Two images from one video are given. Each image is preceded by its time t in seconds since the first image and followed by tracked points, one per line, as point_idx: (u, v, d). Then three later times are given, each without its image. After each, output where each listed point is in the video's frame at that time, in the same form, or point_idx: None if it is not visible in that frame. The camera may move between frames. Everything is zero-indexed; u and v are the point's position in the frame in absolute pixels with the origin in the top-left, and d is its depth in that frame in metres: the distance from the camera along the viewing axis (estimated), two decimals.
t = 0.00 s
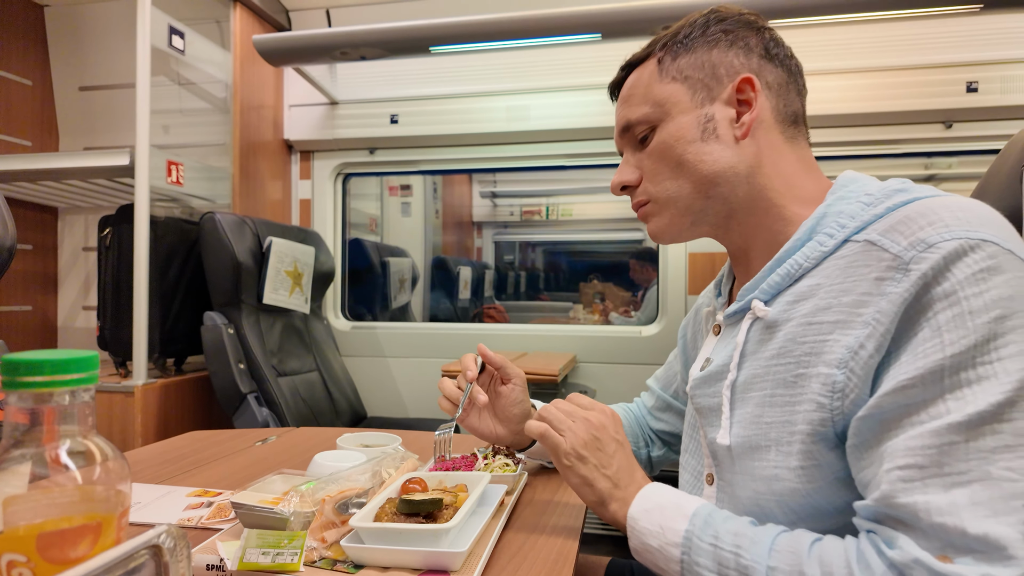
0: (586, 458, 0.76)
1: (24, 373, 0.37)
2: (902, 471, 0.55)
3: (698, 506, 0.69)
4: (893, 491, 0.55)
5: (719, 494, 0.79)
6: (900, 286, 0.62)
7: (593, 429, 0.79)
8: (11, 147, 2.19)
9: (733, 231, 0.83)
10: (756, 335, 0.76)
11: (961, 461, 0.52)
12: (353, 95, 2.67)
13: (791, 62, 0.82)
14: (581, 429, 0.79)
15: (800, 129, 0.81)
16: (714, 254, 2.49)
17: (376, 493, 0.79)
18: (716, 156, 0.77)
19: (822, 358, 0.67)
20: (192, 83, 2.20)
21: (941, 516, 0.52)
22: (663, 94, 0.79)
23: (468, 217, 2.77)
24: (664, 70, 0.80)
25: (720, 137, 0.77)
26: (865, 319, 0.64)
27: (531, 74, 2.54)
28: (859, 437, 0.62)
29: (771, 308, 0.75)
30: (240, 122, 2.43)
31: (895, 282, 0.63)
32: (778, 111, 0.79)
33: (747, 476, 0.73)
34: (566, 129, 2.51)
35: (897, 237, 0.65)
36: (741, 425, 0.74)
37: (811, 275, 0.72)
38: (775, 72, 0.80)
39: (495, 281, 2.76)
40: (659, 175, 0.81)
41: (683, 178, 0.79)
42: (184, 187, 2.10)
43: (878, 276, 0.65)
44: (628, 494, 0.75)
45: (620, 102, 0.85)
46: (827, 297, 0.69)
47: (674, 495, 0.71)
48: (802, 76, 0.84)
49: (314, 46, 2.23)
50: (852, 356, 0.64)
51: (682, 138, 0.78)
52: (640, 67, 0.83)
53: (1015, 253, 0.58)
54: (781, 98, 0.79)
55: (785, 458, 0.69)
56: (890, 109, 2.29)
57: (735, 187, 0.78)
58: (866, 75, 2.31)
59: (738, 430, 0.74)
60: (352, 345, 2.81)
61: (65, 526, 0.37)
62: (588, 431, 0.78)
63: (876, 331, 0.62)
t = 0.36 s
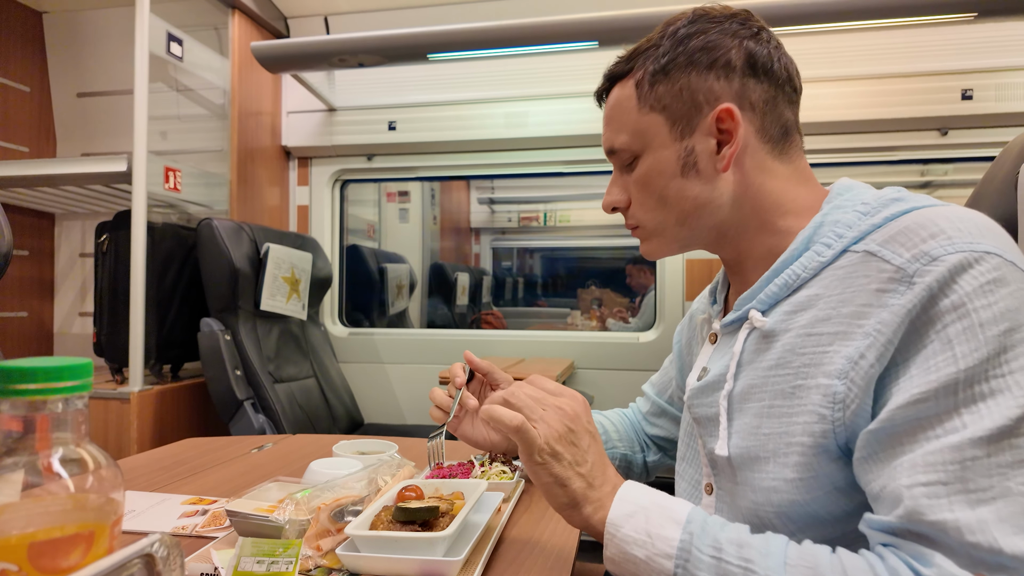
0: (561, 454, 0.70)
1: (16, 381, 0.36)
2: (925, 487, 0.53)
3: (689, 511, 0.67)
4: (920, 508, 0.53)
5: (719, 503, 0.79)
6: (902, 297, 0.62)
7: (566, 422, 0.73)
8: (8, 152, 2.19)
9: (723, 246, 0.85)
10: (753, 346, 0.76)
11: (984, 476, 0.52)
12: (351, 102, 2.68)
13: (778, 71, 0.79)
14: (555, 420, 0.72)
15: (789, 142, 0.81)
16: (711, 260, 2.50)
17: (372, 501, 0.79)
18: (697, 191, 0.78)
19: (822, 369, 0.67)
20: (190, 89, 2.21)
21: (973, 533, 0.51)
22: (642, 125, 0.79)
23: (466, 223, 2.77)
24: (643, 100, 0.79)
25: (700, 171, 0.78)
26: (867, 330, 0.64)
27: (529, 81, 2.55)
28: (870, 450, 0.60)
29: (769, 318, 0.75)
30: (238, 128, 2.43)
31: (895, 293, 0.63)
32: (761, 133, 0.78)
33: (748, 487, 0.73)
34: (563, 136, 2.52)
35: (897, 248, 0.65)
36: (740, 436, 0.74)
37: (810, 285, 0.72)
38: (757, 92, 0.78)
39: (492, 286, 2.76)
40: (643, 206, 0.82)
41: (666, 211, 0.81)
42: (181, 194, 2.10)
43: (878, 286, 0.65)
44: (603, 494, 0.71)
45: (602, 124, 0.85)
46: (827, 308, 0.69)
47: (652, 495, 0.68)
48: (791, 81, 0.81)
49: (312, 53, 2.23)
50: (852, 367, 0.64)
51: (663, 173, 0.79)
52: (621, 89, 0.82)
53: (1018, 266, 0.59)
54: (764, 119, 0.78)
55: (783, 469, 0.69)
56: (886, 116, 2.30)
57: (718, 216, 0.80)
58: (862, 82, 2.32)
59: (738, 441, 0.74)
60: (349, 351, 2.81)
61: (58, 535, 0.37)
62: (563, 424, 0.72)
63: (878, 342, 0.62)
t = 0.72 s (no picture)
0: (535, 546, 0.61)
1: (13, 389, 0.36)
2: (951, 522, 0.52)
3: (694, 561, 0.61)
4: (948, 545, 0.51)
5: (716, 519, 0.79)
6: (901, 316, 0.62)
7: (535, 503, 0.63)
8: (7, 158, 2.18)
9: (719, 260, 0.85)
10: (748, 361, 0.76)
11: (1010, 506, 0.51)
12: (350, 108, 2.69)
13: (776, 75, 0.82)
14: (522, 504, 0.63)
15: (786, 148, 0.83)
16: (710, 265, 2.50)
17: (371, 507, 0.78)
18: (709, 197, 0.77)
19: (822, 390, 0.67)
20: (189, 95, 2.22)
21: (1004, 572, 0.49)
22: (652, 127, 0.76)
23: (465, 229, 2.77)
24: (652, 100, 0.75)
25: (713, 176, 0.77)
26: (866, 350, 0.64)
27: (528, 87, 2.56)
28: (880, 480, 0.59)
29: (763, 333, 0.75)
30: (238, 134, 2.43)
31: (894, 310, 0.63)
32: (768, 138, 0.79)
33: (747, 507, 0.73)
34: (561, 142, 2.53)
35: (893, 262, 0.65)
36: (738, 455, 0.74)
37: (804, 298, 0.72)
38: (762, 96, 0.79)
39: (491, 292, 2.76)
40: (651, 213, 0.79)
41: (677, 217, 0.78)
42: (180, 199, 2.10)
43: (876, 304, 0.65)
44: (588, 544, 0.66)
45: (597, 126, 0.80)
46: (824, 324, 0.69)
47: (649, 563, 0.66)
48: (785, 88, 0.84)
49: (311, 59, 2.24)
50: (853, 389, 0.63)
51: (675, 178, 0.76)
52: (623, 86, 0.78)
53: (1020, 281, 0.58)
54: (768, 122, 0.80)
55: (781, 491, 0.69)
56: (883, 122, 2.31)
57: (727, 224, 0.79)
58: (859, 88, 2.33)
59: (736, 460, 0.74)
60: (347, 357, 2.80)
61: (53, 544, 0.37)
62: (531, 507, 0.63)
63: (879, 364, 0.61)
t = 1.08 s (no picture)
0: None
1: None
2: (948, 541, 0.52)
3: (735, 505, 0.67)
4: (946, 566, 0.51)
5: (710, 537, 0.79)
6: (889, 328, 0.62)
7: (521, 555, 0.60)
8: (5, 163, 2.18)
9: (704, 270, 0.84)
10: (736, 375, 0.76)
11: (1007, 523, 0.50)
12: (350, 114, 2.69)
13: (750, 81, 0.83)
14: (506, 556, 0.60)
15: (763, 154, 0.83)
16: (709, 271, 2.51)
17: (366, 517, 0.78)
18: (694, 201, 0.76)
19: (814, 406, 0.67)
20: (188, 101, 2.23)
21: None
22: (633, 133, 0.75)
23: (465, 234, 2.77)
24: (631, 105, 0.75)
25: (696, 181, 0.76)
26: (857, 365, 0.63)
27: (526, 93, 2.57)
28: (875, 500, 0.59)
29: (750, 347, 0.75)
30: (236, 140, 2.43)
31: (881, 323, 0.63)
32: (746, 143, 0.80)
33: (743, 526, 0.72)
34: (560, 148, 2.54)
35: (879, 272, 0.65)
36: (732, 474, 0.73)
37: (790, 310, 0.72)
38: (736, 102, 0.80)
39: (490, 297, 2.76)
40: (634, 222, 0.77)
41: (662, 224, 0.76)
42: (178, 206, 2.10)
43: (864, 316, 0.65)
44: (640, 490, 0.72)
45: (575, 134, 0.79)
46: (812, 338, 0.69)
47: None
48: (759, 96, 0.85)
49: (310, 65, 2.25)
50: (846, 407, 0.63)
51: (659, 183, 0.74)
52: (600, 94, 0.77)
53: (1004, 288, 0.58)
54: (745, 127, 0.80)
55: (778, 510, 0.68)
56: (881, 128, 2.31)
57: (713, 231, 0.78)
58: (857, 95, 2.34)
59: (731, 478, 0.73)
60: (344, 362, 2.80)
61: (41, 556, 0.37)
62: (517, 559, 0.60)
63: (871, 380, 0.61)
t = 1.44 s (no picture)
0: None
1: None
2: (965, 524, 0.52)
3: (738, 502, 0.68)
4: (957, 546, 0.52)
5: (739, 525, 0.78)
6: (962, 320, 0.59)
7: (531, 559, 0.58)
8: (24, 174, 2.22)
9: (771, 263, 0.83)
10: (791, 361, 0.74)
11: None
12: (362, 125, 2.71)
13: (863, 72, 0.78)
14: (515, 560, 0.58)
15: (857, 152, 0.80)
16: (723, 281, 2.48)
17: (373, 521, 0.77)
18: (773, 195, 0.75)
19: (869, 394, 0.64)
20: (204, 112, 2.26)
21: None
22: (722, 117, 0.73)
23: (476, 245, 2.77)
24: (725, 88, 0.73)
25: (779, 175, 0.74)
26: (921, 354, 0.61)
27: (538, 103, 2.57)
28: (914, 478, 0.59)
29: (809, 334, 0.74)
30: (251, 151, 2.46)
31: (954, 314, 0.61)
32: (843, 141, 0.76)
33: (777, 512, 0.71)
34: (571, 158, 2.53)
35: (956, 266, 0.63)
36: (775, 459, 0.72)
37: (856, 301, 0.70)
38: (842, 96, 0.75)
39: (502, 308, 2.75)
40: (706, 207, 0.77)
41: (735, 213, 0.76)
42: (193, 215, 2.12)
43: (935, 306, 0.62)
44: (651, 476, 0.74)
45: (659, 108, 0.77)
46: (877, 327, 0.66)
47: None
48: (868, 86, 0.79)
49: (324, 77, 2.27)
50: (905, 395, 0.61)
51: (739, 172, 0.74)
52: (697, 69, 0.75)
53: None
54: (845, 124, 0.76)
55: (819, 497, 0.66)
56: (898, 136, 2.28)
57: (790, 225, 0.77)
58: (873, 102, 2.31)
59: (773, 464, 0.72)
60: (356, 372, 2.79)
61: (36, 549, 0.37)
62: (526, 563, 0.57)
63: (936, 370, 0.59)
